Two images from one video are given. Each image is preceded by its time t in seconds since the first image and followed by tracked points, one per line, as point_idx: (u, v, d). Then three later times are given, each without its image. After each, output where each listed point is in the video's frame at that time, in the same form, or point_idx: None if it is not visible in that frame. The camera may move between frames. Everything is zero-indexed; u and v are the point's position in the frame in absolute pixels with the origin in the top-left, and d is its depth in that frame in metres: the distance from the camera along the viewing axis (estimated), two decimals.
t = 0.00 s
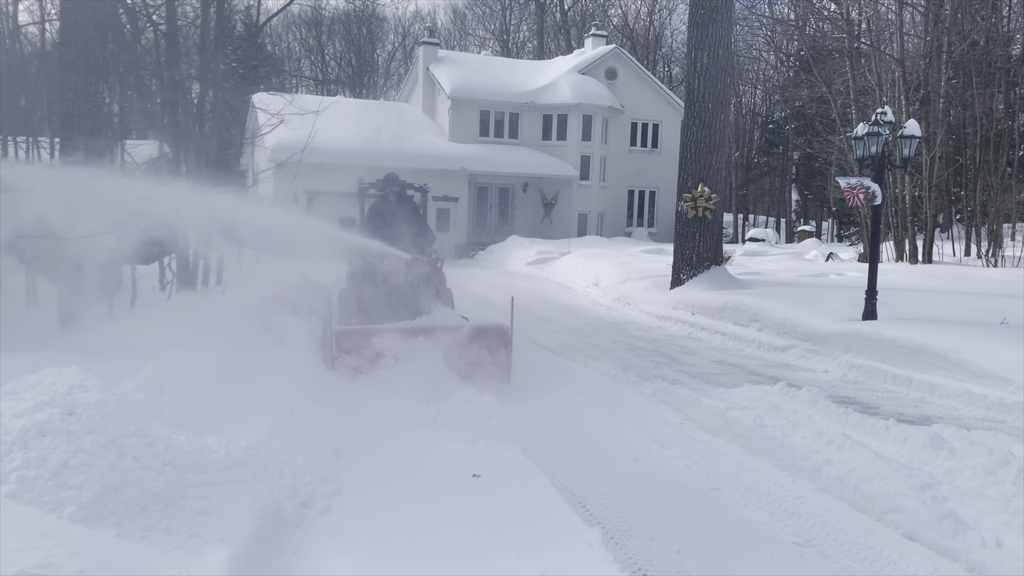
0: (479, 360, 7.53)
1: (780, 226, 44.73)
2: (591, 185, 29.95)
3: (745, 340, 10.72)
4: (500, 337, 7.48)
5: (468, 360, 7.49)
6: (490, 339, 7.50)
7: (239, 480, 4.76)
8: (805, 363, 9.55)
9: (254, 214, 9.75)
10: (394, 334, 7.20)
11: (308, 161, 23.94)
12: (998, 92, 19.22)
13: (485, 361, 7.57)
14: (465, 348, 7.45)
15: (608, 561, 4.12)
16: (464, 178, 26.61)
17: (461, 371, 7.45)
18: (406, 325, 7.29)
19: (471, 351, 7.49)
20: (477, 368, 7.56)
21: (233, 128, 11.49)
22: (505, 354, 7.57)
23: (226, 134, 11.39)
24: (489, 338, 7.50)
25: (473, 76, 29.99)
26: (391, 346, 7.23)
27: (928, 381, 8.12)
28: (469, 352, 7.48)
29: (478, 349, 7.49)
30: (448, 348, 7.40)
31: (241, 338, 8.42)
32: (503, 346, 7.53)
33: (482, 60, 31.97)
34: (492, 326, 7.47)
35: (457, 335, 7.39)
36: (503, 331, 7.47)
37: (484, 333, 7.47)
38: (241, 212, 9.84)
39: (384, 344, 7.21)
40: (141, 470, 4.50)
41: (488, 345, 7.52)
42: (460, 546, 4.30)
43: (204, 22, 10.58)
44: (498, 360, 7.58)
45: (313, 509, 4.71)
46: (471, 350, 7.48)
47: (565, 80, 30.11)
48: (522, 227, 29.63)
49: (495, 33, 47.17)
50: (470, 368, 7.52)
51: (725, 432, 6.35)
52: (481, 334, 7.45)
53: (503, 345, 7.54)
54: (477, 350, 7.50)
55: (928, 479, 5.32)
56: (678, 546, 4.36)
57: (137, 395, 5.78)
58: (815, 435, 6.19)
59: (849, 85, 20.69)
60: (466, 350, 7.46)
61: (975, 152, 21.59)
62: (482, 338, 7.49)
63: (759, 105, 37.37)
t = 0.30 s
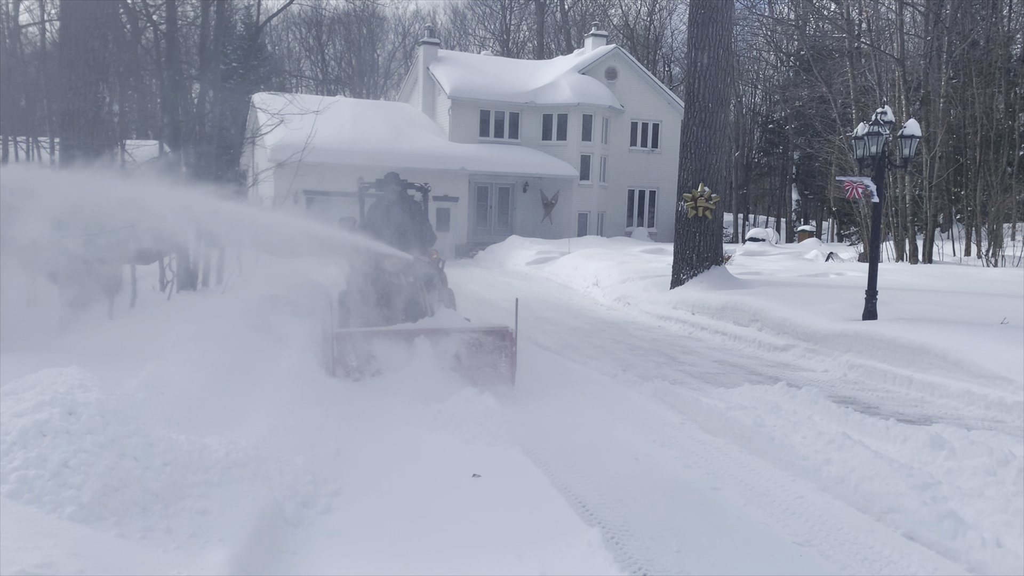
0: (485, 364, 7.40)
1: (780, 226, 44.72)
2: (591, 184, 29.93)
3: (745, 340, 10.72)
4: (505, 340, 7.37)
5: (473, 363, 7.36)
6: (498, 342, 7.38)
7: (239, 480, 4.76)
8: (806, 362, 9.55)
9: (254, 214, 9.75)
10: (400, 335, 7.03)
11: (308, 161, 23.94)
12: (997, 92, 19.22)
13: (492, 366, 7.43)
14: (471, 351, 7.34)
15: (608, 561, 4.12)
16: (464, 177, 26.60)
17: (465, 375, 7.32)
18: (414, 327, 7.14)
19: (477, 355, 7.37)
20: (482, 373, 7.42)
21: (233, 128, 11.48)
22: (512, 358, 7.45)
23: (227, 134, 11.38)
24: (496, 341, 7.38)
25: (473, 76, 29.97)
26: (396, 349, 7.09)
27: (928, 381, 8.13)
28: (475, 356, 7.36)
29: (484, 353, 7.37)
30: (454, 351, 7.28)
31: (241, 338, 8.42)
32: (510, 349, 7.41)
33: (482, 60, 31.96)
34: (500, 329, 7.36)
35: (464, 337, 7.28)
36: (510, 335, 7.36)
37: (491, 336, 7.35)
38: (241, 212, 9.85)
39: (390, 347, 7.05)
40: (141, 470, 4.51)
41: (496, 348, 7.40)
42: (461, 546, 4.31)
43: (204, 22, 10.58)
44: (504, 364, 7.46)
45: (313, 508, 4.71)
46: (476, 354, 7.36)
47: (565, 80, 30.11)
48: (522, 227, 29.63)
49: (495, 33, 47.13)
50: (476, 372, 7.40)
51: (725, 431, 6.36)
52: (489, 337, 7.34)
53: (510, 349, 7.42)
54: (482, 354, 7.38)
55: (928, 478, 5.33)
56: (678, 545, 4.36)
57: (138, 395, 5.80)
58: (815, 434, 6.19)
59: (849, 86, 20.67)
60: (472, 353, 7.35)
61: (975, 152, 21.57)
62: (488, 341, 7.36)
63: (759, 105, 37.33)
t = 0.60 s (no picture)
0: (487, 368, 7.26)
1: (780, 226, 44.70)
2: (591, 184, 29.91)
3: (745, 340, 10.72)
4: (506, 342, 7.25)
5: (474, 367, 7.23)
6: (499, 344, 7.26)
7: (239, 480, 4.76)
8: (806, 362, 9.55)
9: (254, 214, 9.74)
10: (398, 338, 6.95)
11: (308, 161, 23.93)
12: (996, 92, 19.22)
13: (494, 369, 7.30)
14: (472, 354, 7.21)
15: (609, 561, 4.11)
16: (464, 177, 26.59)
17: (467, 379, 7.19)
18: (409, 329, 7.05)
19: (478, 358, 7.24)
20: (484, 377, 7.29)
21: (233, 128, 11.47)
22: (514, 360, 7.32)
23: (227, 134, 11.37)
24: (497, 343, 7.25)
25: (473, 76, 29.96)
26: (395, 352, 7.01)
27: (928, 381, 8.12)
28: (477, 359, 7.23)
29: (485, 356, 7.24)
30: (454, 354, 7.17)
31: (241, 338, 8.42)
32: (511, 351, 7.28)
33: (482, 60, 31.94)
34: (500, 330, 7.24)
35: (464, 340, 7.16)
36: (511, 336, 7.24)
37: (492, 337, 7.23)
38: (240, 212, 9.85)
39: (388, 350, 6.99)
40: (141, 470, 4.51)
41: (498, 350, 7.27)
42: (461, 546, 4.30)
43: (204, 22, 10.57)
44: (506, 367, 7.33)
45: (313, 508, 4.71)
46: (478, 357, 7.23)
47: (565, 80, 30.10)
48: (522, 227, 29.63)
49: (495, 32, 47.13)
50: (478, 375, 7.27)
51: (725, 431, 6.36)
52: (489, 339, 7.21)
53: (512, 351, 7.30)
54: (484, 357, 7.25)
55: (928, 478, 5.33)
56: (678, 545, 4.36)
57: (138, 395, 5.80)
58: (815, 434, 6.19)
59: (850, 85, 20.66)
60: (473, 356, 7.22)
61: (975, 151, 21.56)
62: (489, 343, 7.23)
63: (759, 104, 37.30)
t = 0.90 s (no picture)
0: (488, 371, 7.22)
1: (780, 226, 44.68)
2: (591, 184, 29.90)
3: (745, 340, 10.71)
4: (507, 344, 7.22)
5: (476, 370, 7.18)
6: (501, 347, 7.23)
7: (239, 479, 4.76)
8: (806, 362, 9.55)
9: (253, 214, 9.75)
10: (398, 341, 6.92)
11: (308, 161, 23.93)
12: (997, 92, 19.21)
13: (496, 372, 7.26)
14: (473, 357, 7.18)
15: (609, 561, 4.11)
16: (465, 177, 26.58)
17: (468, 382, 7.15)
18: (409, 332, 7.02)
19: (479, 361, 7.20)
20: (485, 380, 7.25)
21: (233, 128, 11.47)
22: (515, 363, 7.28)
23: (227, 134, 11.37)
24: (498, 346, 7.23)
25: (473, 76, 29.95)
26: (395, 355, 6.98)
27: (928, 381, 8.12)
28: (478, 362, 7.19)
29: (486, 358, 7.21)
30: (455, 357, 7.14)
31: (241, 338, 8.42)
32: (512, 353, 7.25)
33: (482, 60, 31.94)
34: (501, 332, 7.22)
35: (464, 342, 7.14)
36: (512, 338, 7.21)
37: (493, 340, 7.20)
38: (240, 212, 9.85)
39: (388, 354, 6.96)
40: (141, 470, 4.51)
41: (499, 353, 7.24)
42: (461, 546, 4.30)
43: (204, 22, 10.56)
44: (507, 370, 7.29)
45: (312, 508, 4.71)
46: (479, 359, 7.19)
47: (565, 80, 30.10)
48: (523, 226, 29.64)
49: (495, 32, 47.14)
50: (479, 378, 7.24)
51: (725, 432, 6.36)
52: (491, 341, 7.18)
53: (514, 354, 7.26)
54: (485, 360, 7.21)
55: (928, 478, 5.33)
56: (679, 545, 4.36)
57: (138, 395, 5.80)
58: (815, 434, 6.19)
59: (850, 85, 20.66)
60: (474, 359, 7.18)
61: (975, 152, 21.56)
62: (490, 346, 7.21)
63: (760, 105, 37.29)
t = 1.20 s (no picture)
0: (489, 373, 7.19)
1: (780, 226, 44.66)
2: (591, 184, 29.88)
3: (745, 340, 10.71)
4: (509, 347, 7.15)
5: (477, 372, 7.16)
6: (503, 349, 7.16)
7: (240, 479, 4.77)
8: (806, 362, 9.54)
9: (254, 213, 9.75)
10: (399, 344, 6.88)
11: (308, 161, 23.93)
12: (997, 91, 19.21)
13: (497, 373, 7.24)
14: (474, 359, 7.13)
15: (609, 561, 4.12)
16: (465, 177, 26.58)
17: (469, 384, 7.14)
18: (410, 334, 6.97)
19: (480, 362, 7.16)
20: (487, 381, 7.24)
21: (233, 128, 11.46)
22: (518, 366, 7.22)
23: (227, 134, 11.36)
24: (500, 348, 7.16)
25: (473, 76, 29.94)
26: (395, 358, 6.96)
27: (927, 381, 8.12)
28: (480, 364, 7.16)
29: (488, 360, 7.17)
30: (456, 360, 7.11)
31: (241, 337, 8.41)
32: (514, 357, 7.19)
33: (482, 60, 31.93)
34: (504, 335, 7.14)
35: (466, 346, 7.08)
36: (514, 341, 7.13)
37: (495, 343, 7.13)
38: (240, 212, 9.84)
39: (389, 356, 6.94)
40: (141, 470, 4.51)
41: (501, 356, 7.18)
42: (462, 546, 4.30)
43: (204, 22, 10.56)
44: (509, 372, 7.25)
45: (313, 508, 4.71)
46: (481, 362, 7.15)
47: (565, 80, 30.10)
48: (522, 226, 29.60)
49: (495, 32, 47.14)
50: (481, 379, 7.23)
51: (725, 432, 6.34)
52: (493, 344, 7.11)
53: (516, 357, 7.19)
54: (487, 362, 7.17)
55: (928, 478, 5.33)
56: (680, 545, 4.36)
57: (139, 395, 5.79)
58: (816, 435, 6.19)
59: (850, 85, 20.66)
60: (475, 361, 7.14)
61: (975, 151, 21.55)
62: (492, 348, 7.14)
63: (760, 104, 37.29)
